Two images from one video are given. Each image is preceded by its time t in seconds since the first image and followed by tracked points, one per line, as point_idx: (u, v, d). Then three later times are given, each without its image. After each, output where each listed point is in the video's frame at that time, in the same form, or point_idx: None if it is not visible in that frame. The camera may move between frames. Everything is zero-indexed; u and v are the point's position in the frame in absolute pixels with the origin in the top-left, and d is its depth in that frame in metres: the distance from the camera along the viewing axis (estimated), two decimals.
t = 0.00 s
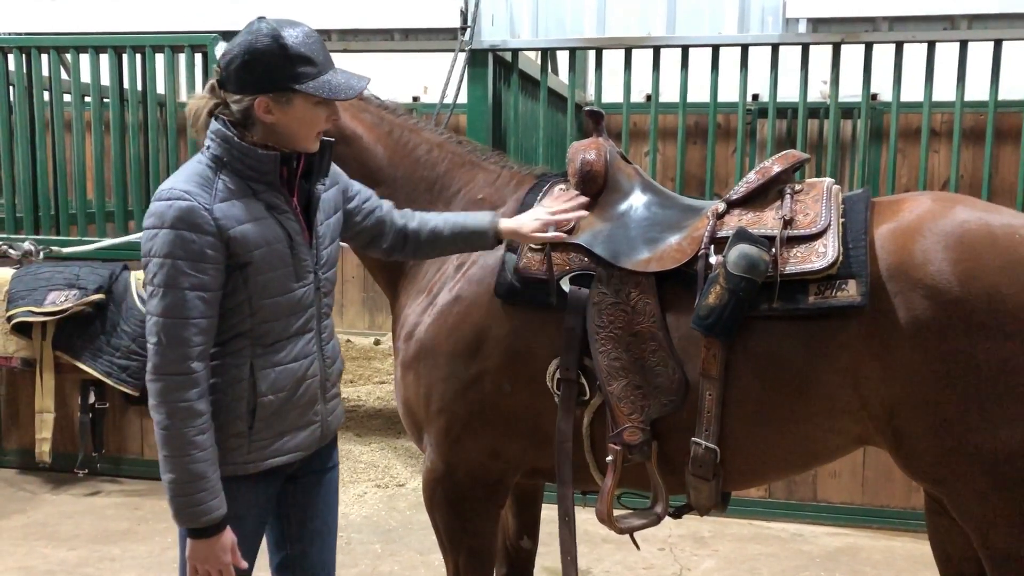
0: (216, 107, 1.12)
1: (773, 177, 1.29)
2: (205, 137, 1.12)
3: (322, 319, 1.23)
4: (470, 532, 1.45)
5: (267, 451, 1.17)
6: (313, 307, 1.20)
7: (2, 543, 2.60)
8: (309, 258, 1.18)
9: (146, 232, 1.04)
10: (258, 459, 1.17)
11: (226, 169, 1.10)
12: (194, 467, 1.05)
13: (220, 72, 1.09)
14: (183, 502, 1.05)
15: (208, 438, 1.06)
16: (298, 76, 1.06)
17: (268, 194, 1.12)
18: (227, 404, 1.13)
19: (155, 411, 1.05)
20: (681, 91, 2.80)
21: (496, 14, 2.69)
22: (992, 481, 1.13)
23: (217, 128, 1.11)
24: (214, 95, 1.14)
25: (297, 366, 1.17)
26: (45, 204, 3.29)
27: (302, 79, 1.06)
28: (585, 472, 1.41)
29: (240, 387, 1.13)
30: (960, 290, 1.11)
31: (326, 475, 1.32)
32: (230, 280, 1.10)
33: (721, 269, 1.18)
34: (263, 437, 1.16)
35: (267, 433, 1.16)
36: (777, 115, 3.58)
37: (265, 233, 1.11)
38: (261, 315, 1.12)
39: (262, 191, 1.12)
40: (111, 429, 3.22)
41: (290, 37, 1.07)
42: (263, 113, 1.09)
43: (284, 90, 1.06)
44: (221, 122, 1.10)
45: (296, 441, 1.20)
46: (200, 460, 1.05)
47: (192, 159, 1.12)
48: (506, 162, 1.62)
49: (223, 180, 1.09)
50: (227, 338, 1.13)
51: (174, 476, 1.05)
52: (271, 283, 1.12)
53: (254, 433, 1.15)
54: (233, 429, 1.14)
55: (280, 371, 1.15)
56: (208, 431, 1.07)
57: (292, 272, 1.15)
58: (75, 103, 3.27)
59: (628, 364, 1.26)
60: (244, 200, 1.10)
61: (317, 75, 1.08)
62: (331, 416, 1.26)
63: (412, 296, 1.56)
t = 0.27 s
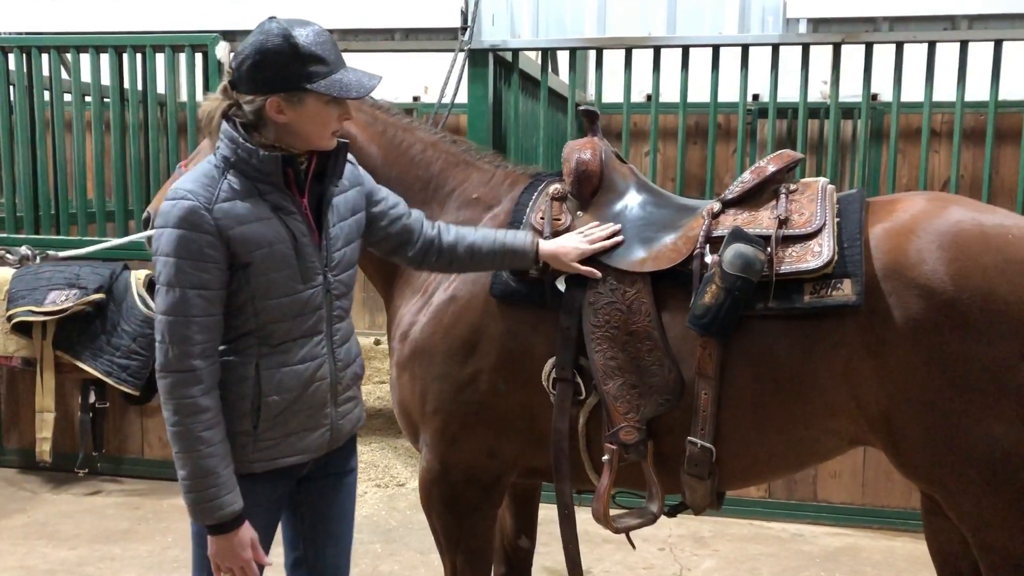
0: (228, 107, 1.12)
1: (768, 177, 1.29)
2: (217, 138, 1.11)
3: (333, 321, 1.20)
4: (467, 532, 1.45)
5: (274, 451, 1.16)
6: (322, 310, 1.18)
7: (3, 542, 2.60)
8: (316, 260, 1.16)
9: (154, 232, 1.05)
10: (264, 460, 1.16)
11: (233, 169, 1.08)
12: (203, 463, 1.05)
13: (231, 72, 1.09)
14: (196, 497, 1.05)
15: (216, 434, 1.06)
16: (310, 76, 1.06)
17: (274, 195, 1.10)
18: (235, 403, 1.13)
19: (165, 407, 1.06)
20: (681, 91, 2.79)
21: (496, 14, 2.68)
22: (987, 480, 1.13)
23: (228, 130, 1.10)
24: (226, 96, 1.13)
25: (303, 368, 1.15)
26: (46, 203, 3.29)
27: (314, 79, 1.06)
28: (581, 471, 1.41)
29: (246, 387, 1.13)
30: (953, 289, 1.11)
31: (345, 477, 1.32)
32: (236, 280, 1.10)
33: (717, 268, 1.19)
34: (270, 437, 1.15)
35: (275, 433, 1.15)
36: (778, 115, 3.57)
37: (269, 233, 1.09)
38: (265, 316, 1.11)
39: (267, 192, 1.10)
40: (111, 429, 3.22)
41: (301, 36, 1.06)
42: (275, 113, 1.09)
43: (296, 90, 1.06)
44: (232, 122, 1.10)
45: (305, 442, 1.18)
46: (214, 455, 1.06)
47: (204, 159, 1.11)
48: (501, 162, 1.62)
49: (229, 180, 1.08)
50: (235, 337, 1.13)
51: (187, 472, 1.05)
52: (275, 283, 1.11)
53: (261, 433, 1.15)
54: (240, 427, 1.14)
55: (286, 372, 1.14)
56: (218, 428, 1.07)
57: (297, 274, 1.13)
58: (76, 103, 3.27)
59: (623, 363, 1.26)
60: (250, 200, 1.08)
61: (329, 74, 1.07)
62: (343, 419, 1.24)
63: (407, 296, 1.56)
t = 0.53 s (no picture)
0: (252, 108, 1.08)
1: (760, 176, 1.29)
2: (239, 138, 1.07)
3: (354, 322, 1.15)
4: (461, 531, 1.45)
5: (292, 453, 1.10)
6: (342, 310, 1.12)
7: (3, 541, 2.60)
8: (338, 260, 1.11)
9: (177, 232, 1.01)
10: (283, 461, 1.09)
11: (257, 170, 1.04)
12: (216, 465, 1.00)
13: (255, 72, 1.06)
14: (202, 499, 1.01)
15: (231, 435, 1.01)
16: (334, 78, 1.02)
17: (297, 196, 1.06)
18: (253, 404, 1.07)
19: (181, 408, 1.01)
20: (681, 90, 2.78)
21: (496, 12, 2.72)
22: (980, 480, 1.12)
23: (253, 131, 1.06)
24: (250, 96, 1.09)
25: (324, 369, 1.09)
26: (45, 202, 3.29)
27: (339, 81, 1.02)
28: (572, 470, 1.41)
29: (265, 389, 1.07)
30: (944, 288, 1.11)
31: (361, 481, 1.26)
32: (259, 282, 1.04)
33: (709, 267, 1.19)
34: (289, 438, 1.09)
35: (294, 435, 1.09)
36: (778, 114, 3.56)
37: (293, 234, 1.04)
38: (287, 317, 1.06)
39: (291, 193, 1.06)
40: (110, 428, 3.22)
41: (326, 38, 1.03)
42: (299, 116, 1.05)
43: (320, 93, 1.02)
44: (256, 123, 1.06)
45: (325, 444, 1.12)
46: (222, 456, 1.01)
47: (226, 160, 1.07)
48: (489, 161, 1.61)
49: (253, 181, 1.03)
50: (254, 338, 1.07)
51: (197, 472, 1.01)
52: (298, 284, 1.06)
53: (280, 434, 1.08)
54: (258, 429, 1.08)
55: (306, 374, 1.08)
56: (233, 430, 1.02)
57: (321, 274, 1.08)
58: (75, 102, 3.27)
59: (615, 362, 1.25)
60: (274, 202, 1.04)
61: (354, 77, 1.04)
62: (362, 420, 1.18)
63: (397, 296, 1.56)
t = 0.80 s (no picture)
0: (280, 105, 1.01)
1: (747, 173, 1.30)
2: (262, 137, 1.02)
3: (358, 328, 1.09)
4: (454, 530, 1.44)
5: (295, 455, 1.04)
6: (348, 317, 1.06)
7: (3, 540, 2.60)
8: (348, 266, 1.05)
9: (192, 222, 0.95)
10: (285, 464, 1.03)
11: (277, 169, 0.99)
12: (227, 456, 0.94)
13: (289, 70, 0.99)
14: (216, 492, 0.94)
15: (241, 426, 0.95)
16: (370, 88, 0.96)
17: (315, 198, 1.01)
18: (256, 404, 1.01)
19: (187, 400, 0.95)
20: (681, 88, 2.78)
21: (496, 12, 2.75)
22: (969, 478, 1.12)
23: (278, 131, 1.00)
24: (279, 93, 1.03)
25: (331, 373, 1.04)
26: (44, 201, 3.30)
27: (374, 92, 0.97)
28: (562, 468, 1.41)
29: (269, 389, 1.00)
30: (931, 286, 1.12)
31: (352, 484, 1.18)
32: (269, 280, 0.98)
33: (697, 264, 1.19)
34: (294, 439, 1.03)
35: (296, 438, 1.03)
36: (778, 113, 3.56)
37: (306, 232, 0.99)
38: (296, 318, 1.00)
39: (309, 194, 1.00)
40: (109, 426, 3.22)
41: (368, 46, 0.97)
42: (328, 122, 0.99)
43: (353, 101, 0.97)
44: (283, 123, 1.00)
45: (327, 450, 1.06)
46: (234, 447, 0.94)
47: (245, 157, 1.02)
48: (471, 162, 1.62)
49: (272, 178, 0.98)
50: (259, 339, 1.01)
51: (209, 465, 0.94)
52: (308, 285, 1.00)
53: (284, 435, 1.02)
54: (262, 429, 1.01)
55: (309, 378, 1.02)
56: (242, 421, 0.96)
57: (329, 277, 1.02)
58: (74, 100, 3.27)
59: (604, 359, 1.26)
60: (291, 200, 0.99)
61: (390, 90, 0.98)
62: (364, 427, 1.12)
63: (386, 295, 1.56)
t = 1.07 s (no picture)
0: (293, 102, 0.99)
1: (738, 174, 1.30)
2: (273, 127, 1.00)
3: (345, 335, 1.06)
4: (449, 530, 1.44)
5: (267, 458, 1.02)
6: (337, 321, 1.03)
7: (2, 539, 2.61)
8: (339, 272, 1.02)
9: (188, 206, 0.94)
10: (257, 465, 1.01)
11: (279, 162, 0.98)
12: (199, 446, 0.91)
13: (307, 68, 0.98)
14: (188, 483, 0.92)
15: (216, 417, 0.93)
16: (390, 91, 0.95)
17: (314, 197, 0.99)
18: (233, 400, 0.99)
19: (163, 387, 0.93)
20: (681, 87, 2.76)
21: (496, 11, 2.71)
22: (958, 477, 1.12)
23: (288, 128, 0.98)
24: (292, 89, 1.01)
25: (309, 378, 1.01)
26: (43, 200, 3.29)
27: (393, 95, 0.95)
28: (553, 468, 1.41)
29: (246, 386, 0.99)
30: (919, 287, 1.12)
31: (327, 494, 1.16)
32: (256, 275, 0.96)
33: (688, 265, 1.19)
34: (267, 440, 1.01)
35: (269, 440, 1.01)
36: (778, 112, 3.55)
37: (298, 231, 0.96)
38: (279, 317, 0.98)
39: (308, 193, 0.98)
40: (108, 425, 3.22)
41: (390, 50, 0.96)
42: (344, 122, 0.97)
43: (371, 103, 0.95)
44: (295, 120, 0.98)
45: (299, 456, 1.04)
46: (209, 438, 0.92)
47: (253, 147, 1.00)
48: (463, 159, 1.62)
49: (274, 172, 0.97)
50: (241, 334, 0.98)
51: (182, 454, 0.91)
52: (294, 285, 0.97)
53: (257, 435, 1.00)
54: (236, 425, 0.99)
55: (289, 381, 1.00)
56: (218, 412, 0.93)
57: (319, 278, 0.99)
58: (73, 99, 3.27)
59: (595, 359, 1.26)
60: (289, 196, 0.97)
61: (409, 95, 0.97)
62: (343, 436, 1.10)
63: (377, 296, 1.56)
